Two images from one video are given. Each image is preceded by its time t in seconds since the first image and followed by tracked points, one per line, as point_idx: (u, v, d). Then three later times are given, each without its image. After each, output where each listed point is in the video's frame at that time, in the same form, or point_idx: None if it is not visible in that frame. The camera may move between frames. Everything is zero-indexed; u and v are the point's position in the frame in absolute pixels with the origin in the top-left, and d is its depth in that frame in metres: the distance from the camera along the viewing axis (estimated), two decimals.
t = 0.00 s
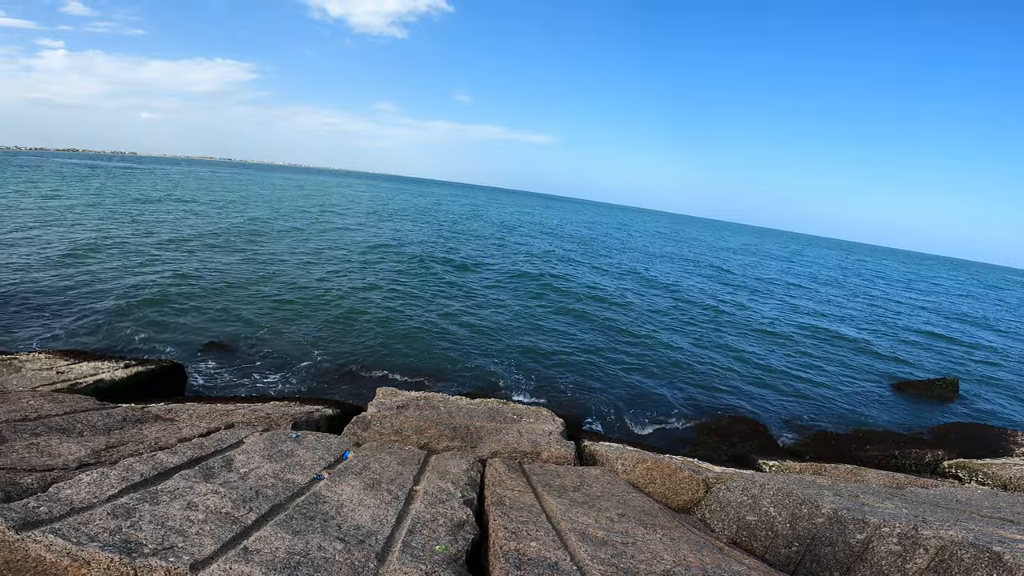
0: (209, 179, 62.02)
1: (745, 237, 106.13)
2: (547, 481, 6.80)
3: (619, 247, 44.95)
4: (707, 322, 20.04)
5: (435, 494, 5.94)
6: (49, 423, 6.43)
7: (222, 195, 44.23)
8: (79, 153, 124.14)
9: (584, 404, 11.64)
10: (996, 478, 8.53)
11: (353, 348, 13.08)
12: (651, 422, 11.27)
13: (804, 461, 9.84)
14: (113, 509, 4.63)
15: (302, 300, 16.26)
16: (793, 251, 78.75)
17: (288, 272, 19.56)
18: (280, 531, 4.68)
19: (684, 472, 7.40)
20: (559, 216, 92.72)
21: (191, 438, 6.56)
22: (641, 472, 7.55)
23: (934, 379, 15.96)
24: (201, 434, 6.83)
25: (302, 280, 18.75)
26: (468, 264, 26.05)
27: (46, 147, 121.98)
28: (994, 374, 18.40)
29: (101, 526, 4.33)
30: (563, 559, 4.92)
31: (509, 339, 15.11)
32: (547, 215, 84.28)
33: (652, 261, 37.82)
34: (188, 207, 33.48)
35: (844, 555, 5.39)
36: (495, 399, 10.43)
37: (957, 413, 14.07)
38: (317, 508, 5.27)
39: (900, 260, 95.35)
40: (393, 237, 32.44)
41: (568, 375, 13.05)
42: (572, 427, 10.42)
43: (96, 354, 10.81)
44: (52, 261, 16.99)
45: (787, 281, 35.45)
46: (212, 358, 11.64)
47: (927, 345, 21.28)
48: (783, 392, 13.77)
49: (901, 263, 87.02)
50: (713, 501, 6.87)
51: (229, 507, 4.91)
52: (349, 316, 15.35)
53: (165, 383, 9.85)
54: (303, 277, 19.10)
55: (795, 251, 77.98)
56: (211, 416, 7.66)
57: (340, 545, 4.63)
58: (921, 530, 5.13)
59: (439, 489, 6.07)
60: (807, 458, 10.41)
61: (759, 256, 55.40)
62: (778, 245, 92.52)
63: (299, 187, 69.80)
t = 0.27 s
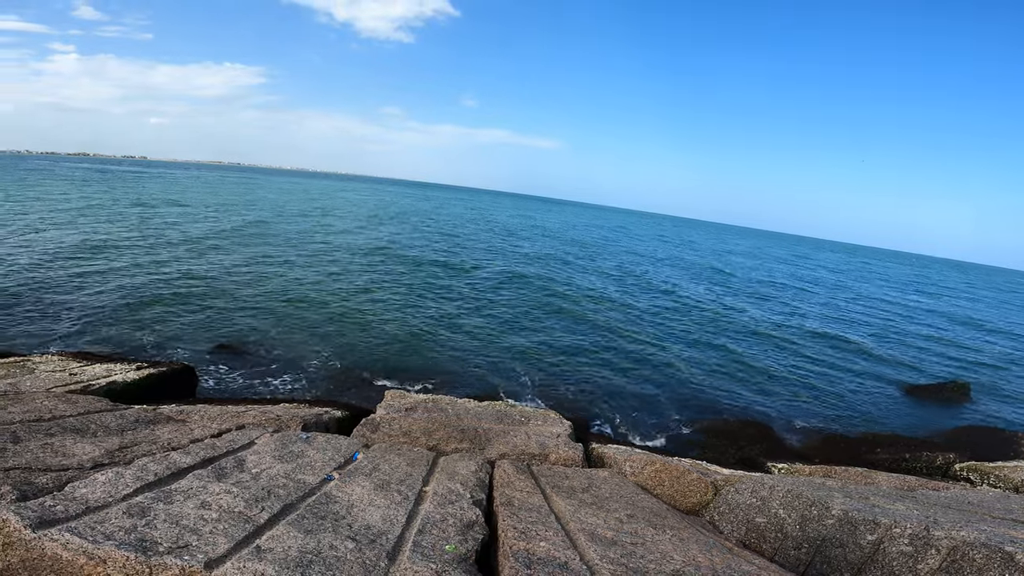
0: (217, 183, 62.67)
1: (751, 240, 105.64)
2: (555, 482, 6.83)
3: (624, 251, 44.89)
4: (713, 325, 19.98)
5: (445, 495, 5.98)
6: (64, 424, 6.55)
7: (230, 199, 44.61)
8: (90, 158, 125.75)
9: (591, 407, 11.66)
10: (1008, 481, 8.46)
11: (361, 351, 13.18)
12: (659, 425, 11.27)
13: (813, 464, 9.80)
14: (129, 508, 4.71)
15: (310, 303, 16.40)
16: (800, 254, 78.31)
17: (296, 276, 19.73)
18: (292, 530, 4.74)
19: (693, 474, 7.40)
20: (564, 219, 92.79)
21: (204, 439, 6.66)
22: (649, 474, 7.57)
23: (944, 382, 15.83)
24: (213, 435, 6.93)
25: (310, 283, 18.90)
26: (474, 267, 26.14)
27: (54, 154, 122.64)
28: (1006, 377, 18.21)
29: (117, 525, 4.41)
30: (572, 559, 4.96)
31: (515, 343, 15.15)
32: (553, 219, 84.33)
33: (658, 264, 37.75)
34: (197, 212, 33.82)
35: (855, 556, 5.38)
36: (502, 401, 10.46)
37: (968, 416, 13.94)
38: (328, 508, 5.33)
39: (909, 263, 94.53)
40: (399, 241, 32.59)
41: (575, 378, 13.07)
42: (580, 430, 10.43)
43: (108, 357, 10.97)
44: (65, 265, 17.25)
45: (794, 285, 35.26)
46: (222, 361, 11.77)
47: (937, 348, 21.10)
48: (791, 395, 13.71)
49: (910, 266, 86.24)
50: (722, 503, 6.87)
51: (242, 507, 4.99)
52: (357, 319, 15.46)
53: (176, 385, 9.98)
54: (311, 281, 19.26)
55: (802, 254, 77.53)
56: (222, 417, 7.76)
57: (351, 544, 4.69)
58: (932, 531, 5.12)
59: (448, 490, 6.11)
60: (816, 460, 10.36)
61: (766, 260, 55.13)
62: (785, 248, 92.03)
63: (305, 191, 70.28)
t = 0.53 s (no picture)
0: (223, 187, 63.18)
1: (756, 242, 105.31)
2: (556, 484, 6.86)
3: (628, 253, 44.87)
4: (716, 327, 19.95)
5: (445, 497, 6.03)
6: (69, 426, 6.64)
7: (235, 203, 44.91)
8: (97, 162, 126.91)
9: (593, 409, 11.68)
10: (1012, 484, 8.42)
11: (364, 354, 13.26)
12: (660, 427, 11.28)
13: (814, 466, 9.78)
14: (131, 508, 4.79)
15: (313, 307, 16.50)
16: (804, 255, 78.03)
17: (300, 279, 19.87)
18: (292, 531, 4.80)
19: (694, 476, 7.41)
20: (568, 221, 92.86)
21: (207, 442, 6.73)
22: (650, 476, 7.59)
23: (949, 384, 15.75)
24: (216, 437, 7.00)
25: (313, 286, 19.03)
26: (477, 270, 26.22)
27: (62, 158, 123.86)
28: (1012, 379, 18.07)
29: (119, 525, 4.48)
30: (569, 560, 4.99)
31: (518, 345, 15.19)
32: (556, 221, 84.39)
33: (662, 267, 37.71)
34: (202, 215, 34.08)
35: (854, 558, 5.38)
36: (504, 404, 10.49)
37: (973, 418, 13.85)
38: (328, 509, 5.38)
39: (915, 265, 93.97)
40: (402, 244, 32.72)
41: (577, 381, 13.09)
42: (581, 432, 10.46)
43: (114, 360, 11.10)
44: (73, 269, 17.46)
45: (798, 287, 35.14)
46: (226, 364, 11.87)
47: (942, 350, 20.98)
48: (794, 397, 13.67)
49: (916, 267, 85.71)
50: (723, 505, 6.88)
51: (243, 508, 5.05)
52: (361, 322, 15.54)
53: (181, 387, 10.08)
54: (314, 284, 19.36)
55: (807, 256, 77.24)
56: (226, 419, 7.84)
57: (350, 545, 4.75)
58: (931, 533, 5.09)
59: (448, 492, 6.16)
60: (819, 463, 10.34)
61: (770, 262, 54.96)
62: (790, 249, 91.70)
63: (310, 195, 70.62)
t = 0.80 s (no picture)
0: (224, 191, 63.36)
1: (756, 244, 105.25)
2: (556, 488, 6.86)
3: (627, 256, 44.88)
4: (716, 329, 19.95)
5: (444, 501, 6.03)
6: (69, 431, 6.65)
7: (235, 207, 44.98)
8: (98, 167, 127.37)
9: (593, 413, 11.67)
10: (1016, 485, 8.41)
11: (364, 358, 13.27)
12: (660, 430, 11.27)
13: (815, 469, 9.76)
14: (130, 513, 4.79)
15: (313, 311, 16.52)
16: (804, 257, 77.97)
17: (300, 283, 19.90)
18: (291, 535, 4.81)
19: (695, 479, 7.41)
20: (568, 224, 92.94)
21: (207, 446, 6.74)
22: (651, 479, 7.59)
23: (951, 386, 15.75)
24: (217, 442, 7.02)
25: (314, 290, 19.07)
26: (476, 274, 26.26)
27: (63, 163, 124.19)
28: (1013, 380, 18.03)
29: (118, 529, 4.49)
30: (568, 564, 4.99)
31: (517, 349, 15.21)
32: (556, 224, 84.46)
33: (661, 269, 37.72)
34: (202, 220, 34.16)
35: (856, 561, 5.35)
36: (504, 408, 10.49)
37: (975, 419, 13.82)
38: (327, 513, 5.38)
39: (914, 266, 93.92)
40: (402, 248, 32.76)
41: (578, 384, 13.09)
42: (582, 436, 10.45)
43: (115, 364, 11.13)
44: (74, 273, 17.51)
45: (798, 288, 35.12)
46: (226, 368, 11.88)
47: (943, 351, 20.93)
48: (794, 399, 13.66)
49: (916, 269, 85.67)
50: (724, 508, 6.87)
51: (242, 512, 5.06)
52: (361, 326, 15.55)
53: (181, 392, 10.09)
54: (314, 288, 19.38)
55: (807, 257, 77.22)
56: (226, 424, 7.85)
57: (349, 549, 4.75)
58: (934, 535, 5.05)
59: (448, 496, 6.15)
60: (821, 465, 10.32)
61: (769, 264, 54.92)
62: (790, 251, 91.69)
63: (309, 199, 70.73)
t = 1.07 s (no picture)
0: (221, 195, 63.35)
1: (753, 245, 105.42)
2: (556, 490, 6.85)
3: (625, 257, 44.93)
4: (715, 330, 19.95)
5: (444, 504, 6.01)
6: (67, 435, 6.63)
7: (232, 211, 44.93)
8: (96, 171, 126.99)
9: (592, 415, 11.67)
10: (1015, 485, 8.41)
11: (363, 361, 13.25)
12: (659, 431, 11.26)
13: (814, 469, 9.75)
14: (129, 517, 4.78)
15: (311, 314, 16.50)
16: (801, 257, 78.08)
17: (298, 286, 19.89)
18: (290, 539, 4.79)
19: (695, 481, 7.40)
20: (565, 226, 93.02)
21: (205, 450, 6.73)
22: (651, 480, 7.59)
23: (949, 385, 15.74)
24: (215, 445, 7.00)
25: (312, 293, 19.06)
26: (474, 276, 26.26)
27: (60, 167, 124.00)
28: (1011, 379, 18.07)
29: (117, 533, 4.47)
30: (569, 567, 4.97)
31: (516, 351, 15.20)
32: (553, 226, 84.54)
33: (659, 271, 37.76)
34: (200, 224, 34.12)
35: (857, 562, 5.34)
36: (504, 410, 10.48)
37: (973, 419, 13.83)
38: (326, 517, 5.37)
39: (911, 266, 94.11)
40: (400, 251, 32.77)
41: (576, 386, 13.09)
42: (581, 437, 10.44)
43: (113, 369, 11.12)
44: (71, 277, 17.49)
45: (795, 289, 35.17)
46: (224, 372, 11.86)
47: (941, 351, 20.94)
48: (793, 400, 13.65)
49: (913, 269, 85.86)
50: (724, 509, 6.86)
51: (241, 516, 5.05)
52: (359, 330, 15.53)
53: (179, 396, 10.06)
54: (312, 292, 19.36)
55: (804, 258, 77.31)
56: (224, 428, 7.83)
57: (349, 553, 4.73)
58: (934, 535, 5.04)
59: (448, 499, 6.14)
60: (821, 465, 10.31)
61: (766, 265, 54.99)
62: (787, 252, 91.82)
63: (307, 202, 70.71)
